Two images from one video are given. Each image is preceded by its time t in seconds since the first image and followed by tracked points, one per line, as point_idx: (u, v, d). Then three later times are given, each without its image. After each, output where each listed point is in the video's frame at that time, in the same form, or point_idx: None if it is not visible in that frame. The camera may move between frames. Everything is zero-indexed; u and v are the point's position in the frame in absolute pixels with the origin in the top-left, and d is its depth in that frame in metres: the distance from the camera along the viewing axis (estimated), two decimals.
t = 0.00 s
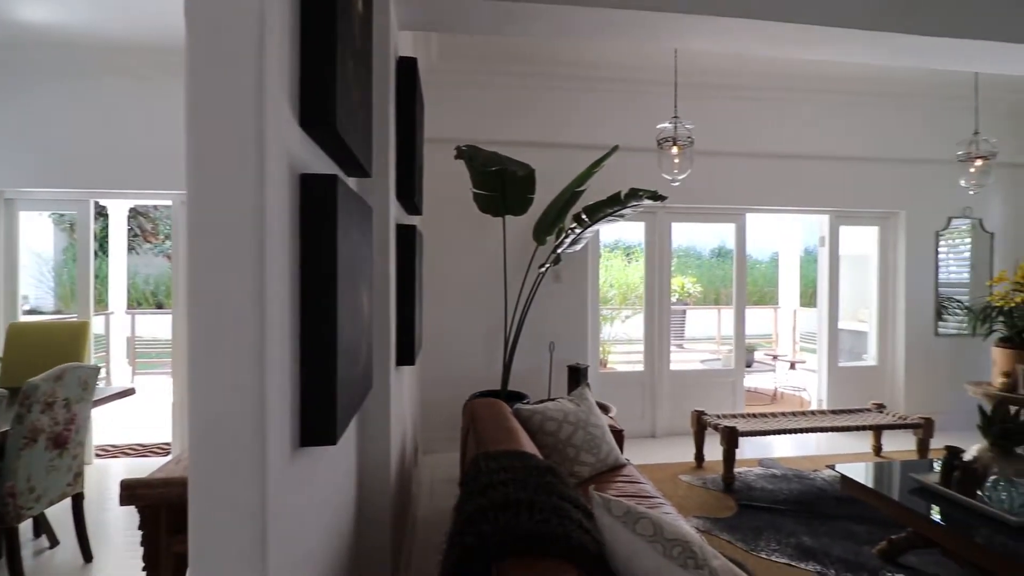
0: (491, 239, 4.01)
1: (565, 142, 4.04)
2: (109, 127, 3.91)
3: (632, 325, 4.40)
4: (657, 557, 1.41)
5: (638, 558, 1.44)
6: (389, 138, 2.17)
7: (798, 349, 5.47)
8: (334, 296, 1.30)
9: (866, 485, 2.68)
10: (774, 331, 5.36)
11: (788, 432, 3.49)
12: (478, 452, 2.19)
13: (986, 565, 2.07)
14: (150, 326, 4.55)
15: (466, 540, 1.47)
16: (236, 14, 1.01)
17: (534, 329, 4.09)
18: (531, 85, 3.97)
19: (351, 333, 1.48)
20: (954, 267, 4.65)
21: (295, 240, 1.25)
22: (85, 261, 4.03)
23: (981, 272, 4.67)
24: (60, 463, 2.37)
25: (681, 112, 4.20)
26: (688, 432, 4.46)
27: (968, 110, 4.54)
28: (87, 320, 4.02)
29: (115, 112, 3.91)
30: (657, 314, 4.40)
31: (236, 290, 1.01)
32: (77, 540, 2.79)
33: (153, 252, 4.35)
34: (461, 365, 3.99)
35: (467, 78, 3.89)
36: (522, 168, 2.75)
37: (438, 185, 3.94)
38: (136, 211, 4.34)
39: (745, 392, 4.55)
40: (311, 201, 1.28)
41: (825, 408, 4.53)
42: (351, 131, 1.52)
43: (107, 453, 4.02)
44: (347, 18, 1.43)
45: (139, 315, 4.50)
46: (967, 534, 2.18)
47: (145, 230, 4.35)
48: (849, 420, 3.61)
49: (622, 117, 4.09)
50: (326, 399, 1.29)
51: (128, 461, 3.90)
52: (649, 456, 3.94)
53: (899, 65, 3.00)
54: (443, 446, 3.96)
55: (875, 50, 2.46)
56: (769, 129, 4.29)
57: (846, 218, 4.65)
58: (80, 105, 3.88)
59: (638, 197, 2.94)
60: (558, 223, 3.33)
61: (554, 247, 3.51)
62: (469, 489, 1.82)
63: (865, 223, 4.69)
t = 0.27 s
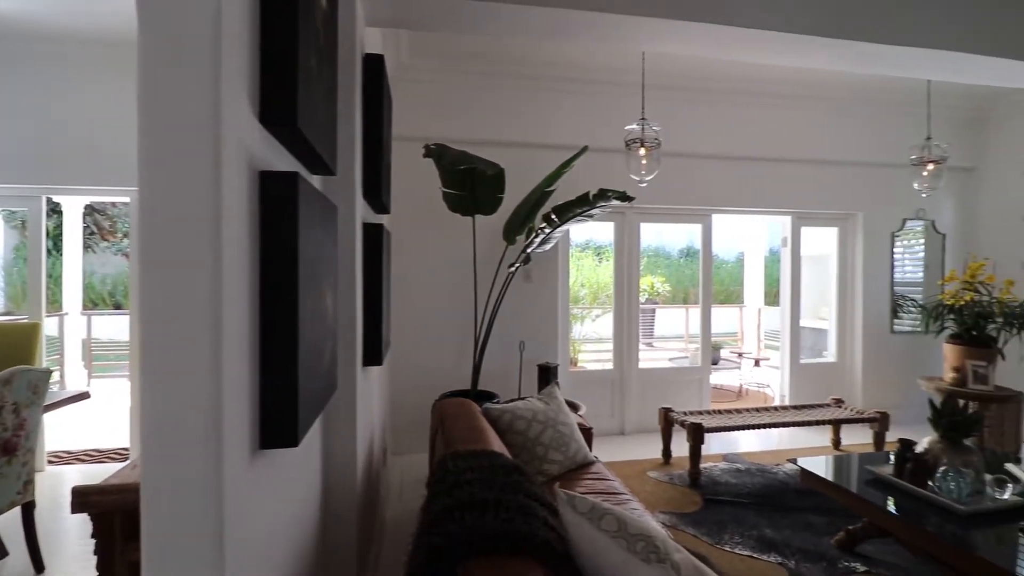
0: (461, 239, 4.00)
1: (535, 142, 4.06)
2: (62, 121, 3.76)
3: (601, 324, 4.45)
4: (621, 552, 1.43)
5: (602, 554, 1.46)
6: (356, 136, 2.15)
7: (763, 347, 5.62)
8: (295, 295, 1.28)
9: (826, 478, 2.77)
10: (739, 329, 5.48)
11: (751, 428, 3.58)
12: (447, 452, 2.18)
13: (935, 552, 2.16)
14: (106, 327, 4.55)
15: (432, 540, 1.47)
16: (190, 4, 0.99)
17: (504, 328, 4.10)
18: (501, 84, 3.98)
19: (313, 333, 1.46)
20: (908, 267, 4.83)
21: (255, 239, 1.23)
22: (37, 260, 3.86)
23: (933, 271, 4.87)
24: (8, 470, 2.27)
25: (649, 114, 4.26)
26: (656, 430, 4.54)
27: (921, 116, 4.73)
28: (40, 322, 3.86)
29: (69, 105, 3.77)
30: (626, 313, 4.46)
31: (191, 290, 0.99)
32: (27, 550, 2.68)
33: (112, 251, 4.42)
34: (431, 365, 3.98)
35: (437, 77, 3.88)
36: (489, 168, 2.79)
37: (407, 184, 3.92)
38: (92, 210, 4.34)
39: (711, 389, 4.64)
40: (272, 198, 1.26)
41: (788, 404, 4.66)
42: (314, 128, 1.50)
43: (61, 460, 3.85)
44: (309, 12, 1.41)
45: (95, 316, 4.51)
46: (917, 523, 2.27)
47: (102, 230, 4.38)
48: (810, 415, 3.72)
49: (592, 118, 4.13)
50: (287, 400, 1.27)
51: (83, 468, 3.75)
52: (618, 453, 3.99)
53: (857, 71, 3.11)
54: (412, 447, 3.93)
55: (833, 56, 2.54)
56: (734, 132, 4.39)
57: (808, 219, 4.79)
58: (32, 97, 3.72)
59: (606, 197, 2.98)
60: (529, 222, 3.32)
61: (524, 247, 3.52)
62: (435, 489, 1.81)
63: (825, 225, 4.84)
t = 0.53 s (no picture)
0: (432, 238, 3.99)
1: (507, 142, 4.07)
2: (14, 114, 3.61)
3: (573, 323, 4.48)
4: (586, 548, 1.45)
5: (567, 551, 1.48)
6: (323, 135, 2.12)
7: (730, 345, 5.74)
8: (257, 294, 1.25)
9: (789, 472, 2.85)
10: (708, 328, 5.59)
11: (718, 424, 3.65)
12: (416, 453, 2.17)
13: (890, 542, 2.24)
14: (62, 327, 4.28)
15: (399, 542, 1.46)
16: None
17: (475, 328, 4.09)
18: (473, 84, 3.98)
19: (277, 334, 1.44)
20: (867, 267, 5.00)
21: (214, 238, 1.20)
22: None
23: (891, 271, 5.05)
24: None
25: (619, 116, 4.31)
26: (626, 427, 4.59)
27: (880, 122, 4.89)
28: None
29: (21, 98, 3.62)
30: (597, 312, 4.50)
31: (144, 291, 0.96)
32: None
33: (68, 249, 4.21)
34: (402, 365, 3.95)
35: (407, 75, 3.85)
36: (460, 167, 2.76)
37: (378, 182, 3.88)
38: (47, 205, 4.12)
39: (680, 387, 4.73)
40: (231, 197, 1.23)
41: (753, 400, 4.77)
42: (277, 126, 1.47)
43: (14, 467, 3.67)
44: (271, 8, 1.39)
45: (50, 316, 4.26)
46: (873, 515, 2.35)
47: (58, 227, 4.19)
48: (775, 411, 3.82)
49: (562, 119, 4.16)
50: (248, 402, 1.25)
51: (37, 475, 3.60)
52: (588, 451, 4.03)
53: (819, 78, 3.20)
54: (383, 448, 3.90)
55: (795, 62, 2.62)
56: (703, 134, 4.47)
57: (773, 220, 4.91)
58: None
59: (576, 197, 3.02)
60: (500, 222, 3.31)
61: (495, 247, 3.51)
62: (403, 490, 1.80)
63: (790, 226, 4.97)
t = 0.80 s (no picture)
0: (403, 238, 3.97)
1: (477, 142, 4.07)
2: None
3: (545, 323, 4.50)
4: (551, 546, 1.46)
5: (533, 549, 1.49)
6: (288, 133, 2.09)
7: (699, 343, 5.85)
8: (216, 295, 1.23)
9: (753, 468, 2.92)
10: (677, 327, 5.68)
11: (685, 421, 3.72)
12: (383, 454, 2.15)
13: (847, 533, 2.32)
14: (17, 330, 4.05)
15: (364, 544, 1.45)
16: None
17: (446, 328, 4.08)
18: (443, 82, 3.96)
19: (238, 336, 1.41)
20: (829, 267, 5.16)
21: (171, 238, 1.17)
22: None
23: (851, 271, 5.22)
24: None
25: (589, 117, 4.35)
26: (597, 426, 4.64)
27: (841, 126, 5.05)
28: None
29: None
30: (568, 312, 4.53)
31: (96, 294, 0.93)
32: None
33: (22, 247, 3.98)
34: (372, 366, 3.92)
35: (376, 73, 3.81)
36: (431, 167, 2.75)
37: (346, 181, 3.84)
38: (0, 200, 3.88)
39: (649, 385, 4.80)
40: (190, 196, 1.20)
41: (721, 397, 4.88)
42: (238, 124, 1.44)
43: None
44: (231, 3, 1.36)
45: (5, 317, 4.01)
46: (832, 507, 2.43)
47: (12, 224, 3.94)
48: (740, 408, 3.90)
49: (533, 120, 4.18)
50: (208, 406, 1.22)
51: None
52: (559, 449, 4.06)
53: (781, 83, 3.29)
54: (353, 450, 3.86)
55: (759, 68, 2.68)
56: (671, 136, 4.55)
57: (739, 221, 5.02)
58: None
59: (545, 197, 3.04)
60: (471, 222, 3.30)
61: (465, 246, 3.49)
62: (369, 492, 1.78)
63: (755, 227, 5.09)
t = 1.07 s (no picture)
0: (369, 238, 3.92)
1: (444, 140, 4.06)
2: None
3: (514, 322, 4.51)
4: (513, 544, 1.46)
5: (496, 548, 1.49)
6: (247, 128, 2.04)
7: (665, 341, 5.95)
8: (166, 294, 1.19)
9: (716, 463, 2.98)
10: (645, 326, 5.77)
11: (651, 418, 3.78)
12: (347, 456, 2.13)
13: (804, 524, 2.39)
14: None
15: (324, 547, 1.43)
16: None
17: (414, 328, 4.05)
18: (410, 81, 3.93)
19: (191, 337, 1.37)
20: (789, 267, 5.32)
21: (117, 236, 1.13)
22: None
23: (810, 271, 5.40)
24: None
25: (557, 118, 4.38)
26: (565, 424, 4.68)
27: (800, 130, 5.21)
28: None
29: None
30: (536, 311, 4.56)
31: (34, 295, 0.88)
32: None
33: None
34: (338, 367, 3.87)
35: (341, 69, 3.76)
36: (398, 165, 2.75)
37: (311, 179, 3.77)
38: None
39: (616, 383, 4.86)
40: (137, 192, 1.16)
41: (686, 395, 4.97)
42: (192, 119, 1.40)
43: None
44: None
45: None
46: (790, 499, 2.50)
47: None
48: (704, 404, 3.98)
49: (500, 120, 4.19)
50: (158, 409, 1.18)
51: None
52: (527, 448, 4.08)
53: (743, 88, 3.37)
54: (318, 452, 3.80)
55: (721, 72, 2.74)
56: (638, 138, 4.61)
57: (703, 222, 5.13)
58: None
59: (512, 196, 3.05)
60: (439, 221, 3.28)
61: (433, 246, 3.47)
62: (331, 494, 1.75)
63: (719, 227, 5.21)
